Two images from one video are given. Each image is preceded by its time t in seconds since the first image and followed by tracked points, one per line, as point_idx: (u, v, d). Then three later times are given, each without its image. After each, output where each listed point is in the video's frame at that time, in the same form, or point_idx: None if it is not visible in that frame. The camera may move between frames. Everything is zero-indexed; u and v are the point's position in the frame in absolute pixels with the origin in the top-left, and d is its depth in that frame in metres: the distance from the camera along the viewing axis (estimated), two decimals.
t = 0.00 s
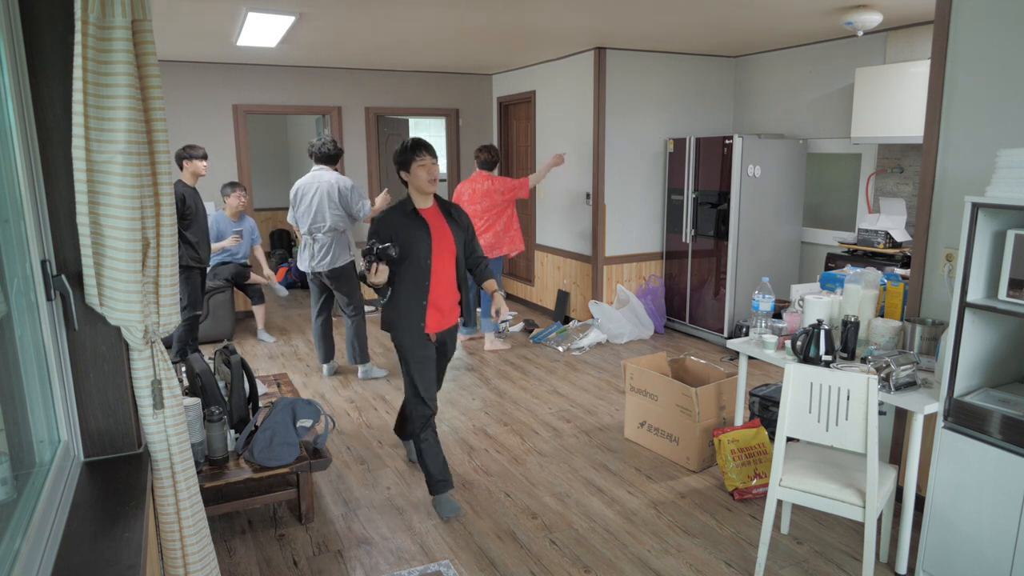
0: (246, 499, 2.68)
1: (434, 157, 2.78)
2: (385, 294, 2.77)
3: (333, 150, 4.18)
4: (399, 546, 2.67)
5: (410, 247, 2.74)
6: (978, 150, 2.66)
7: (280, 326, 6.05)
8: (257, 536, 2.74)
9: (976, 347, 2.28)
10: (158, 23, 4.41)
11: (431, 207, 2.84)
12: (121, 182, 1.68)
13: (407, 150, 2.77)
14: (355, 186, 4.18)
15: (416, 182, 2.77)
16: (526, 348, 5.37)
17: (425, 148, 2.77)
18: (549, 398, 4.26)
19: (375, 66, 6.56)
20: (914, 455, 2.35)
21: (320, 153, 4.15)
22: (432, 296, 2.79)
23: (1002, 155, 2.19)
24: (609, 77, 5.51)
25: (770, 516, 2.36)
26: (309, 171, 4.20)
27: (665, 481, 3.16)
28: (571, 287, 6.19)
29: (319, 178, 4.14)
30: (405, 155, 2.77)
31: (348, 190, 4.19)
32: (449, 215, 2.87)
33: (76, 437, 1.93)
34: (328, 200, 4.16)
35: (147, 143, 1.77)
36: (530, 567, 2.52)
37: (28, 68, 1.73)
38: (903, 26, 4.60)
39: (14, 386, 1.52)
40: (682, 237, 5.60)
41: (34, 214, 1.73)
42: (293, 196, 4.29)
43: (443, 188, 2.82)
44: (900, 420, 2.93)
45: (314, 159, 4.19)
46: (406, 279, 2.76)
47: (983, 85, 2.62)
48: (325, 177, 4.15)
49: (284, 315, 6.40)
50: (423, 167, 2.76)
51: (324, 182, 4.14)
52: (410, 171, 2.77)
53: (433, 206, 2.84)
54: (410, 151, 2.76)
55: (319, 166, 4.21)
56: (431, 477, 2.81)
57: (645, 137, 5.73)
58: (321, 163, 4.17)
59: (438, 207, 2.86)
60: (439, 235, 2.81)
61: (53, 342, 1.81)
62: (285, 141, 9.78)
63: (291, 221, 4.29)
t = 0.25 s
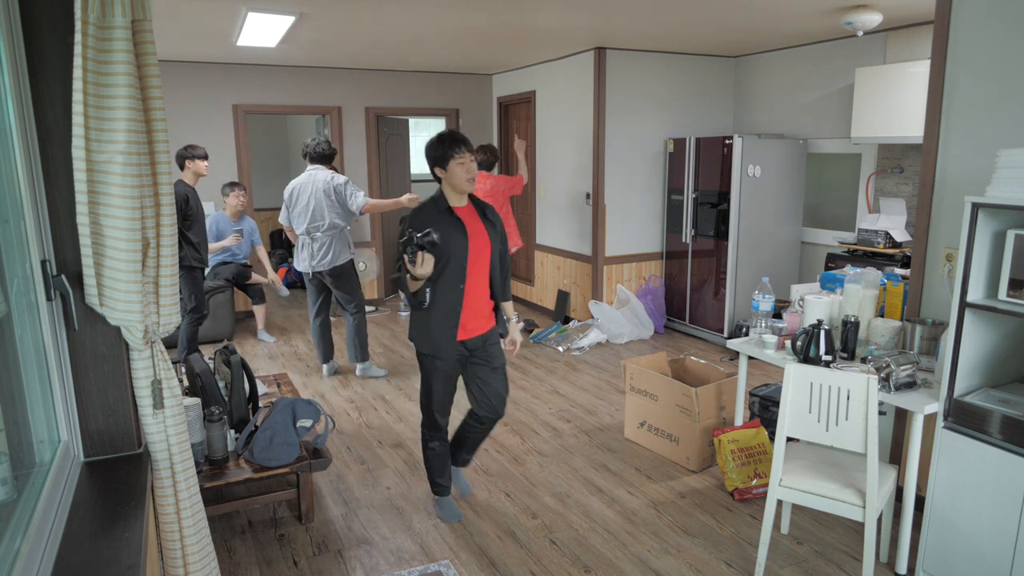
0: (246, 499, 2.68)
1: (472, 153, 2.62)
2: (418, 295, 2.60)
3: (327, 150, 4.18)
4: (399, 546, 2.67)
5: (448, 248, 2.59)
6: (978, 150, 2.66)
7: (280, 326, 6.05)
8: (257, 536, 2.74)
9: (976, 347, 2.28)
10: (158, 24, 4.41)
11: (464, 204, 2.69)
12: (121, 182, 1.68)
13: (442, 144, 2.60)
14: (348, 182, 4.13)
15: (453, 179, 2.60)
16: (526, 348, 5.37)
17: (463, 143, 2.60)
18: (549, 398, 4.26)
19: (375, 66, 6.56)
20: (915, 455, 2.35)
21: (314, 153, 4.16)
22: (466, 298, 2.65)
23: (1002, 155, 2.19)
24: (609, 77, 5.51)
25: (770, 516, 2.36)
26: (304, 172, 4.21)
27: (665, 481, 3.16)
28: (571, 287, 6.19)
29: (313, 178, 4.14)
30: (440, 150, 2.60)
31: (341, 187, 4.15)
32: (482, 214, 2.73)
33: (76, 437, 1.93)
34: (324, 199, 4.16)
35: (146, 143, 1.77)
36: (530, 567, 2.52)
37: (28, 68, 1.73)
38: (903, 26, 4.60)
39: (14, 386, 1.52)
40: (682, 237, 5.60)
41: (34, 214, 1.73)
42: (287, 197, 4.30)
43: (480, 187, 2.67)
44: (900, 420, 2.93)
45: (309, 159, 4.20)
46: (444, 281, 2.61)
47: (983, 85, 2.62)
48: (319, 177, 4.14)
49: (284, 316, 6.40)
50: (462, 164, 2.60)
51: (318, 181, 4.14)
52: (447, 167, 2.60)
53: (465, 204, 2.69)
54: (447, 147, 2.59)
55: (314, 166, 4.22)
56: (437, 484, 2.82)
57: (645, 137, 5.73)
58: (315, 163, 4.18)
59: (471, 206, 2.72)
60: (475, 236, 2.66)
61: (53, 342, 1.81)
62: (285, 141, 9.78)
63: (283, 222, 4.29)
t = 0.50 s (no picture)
0: (246, 499, 2.68)
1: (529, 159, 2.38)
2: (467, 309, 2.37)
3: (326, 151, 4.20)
4: (399, 545, 2.67)
5: (504, 260, 2.33)
6: (978, 150, 2.66)
7: (280, 326, 6.05)
8: (257, 536, 2.74)
9: (976, 347, 2.28)
10: (158, 24, 4.41)
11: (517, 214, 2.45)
12: (121, 182, 1.68)
13: (495, 149, 2.36)
14: (347, 179, 4.14)
15: (509, 187, 2.36)
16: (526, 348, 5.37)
17: (517, 148, 2.37)
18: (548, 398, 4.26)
19: (375, 66, 6.56)
20: (915, 455, 2.35)
21: (314, 153, 4.18)
22: (517, 316, 2.40)
23: (1002, 155, 2.19)
24: (609, 77, 5.51)
25: (770, 516, 2.36)
26: (304, 172, 4.22)
27: (665, 481, 3.16)
28: (571, 288, 6.19)
29: (313, 177, 4.16)
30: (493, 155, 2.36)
31: (340, 186, 4.15)
32: (536, 227, 2.49)
33: (76, 437, 1.93)
34: (324, 199, 4.16)
35: (146, 143, 1.77)
36: (530, 567, 2.52)
37: (28, 68, 1.73)
38: (903, 26, 4.60)
39: (14, 386, 1.52)
40: (682, 237, 5.60)
41: (34, 214, 1.73)
42: (287, 198, 4.30)
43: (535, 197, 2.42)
44: (900, 420, 2.93)
45: (308, 159, 4.22)
46: (495, 297, 2.36)
47: (983, 85, 2.62)
48: (319, 176, 4.16)
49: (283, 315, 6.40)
50: (519, 171, 2.35)
51: (318, 180, 4.15)
52: (503, 174, 2.36)
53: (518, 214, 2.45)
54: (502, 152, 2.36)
55: (313, 166, 4.23)
56: (556, 519, 2.55)
57: (645, 137, 5.73)
58: (315, 163, 4.21)
59: (524, 216, 2.48)
60: (532, 249, 2.41)
61: (53, 342, 1.81)
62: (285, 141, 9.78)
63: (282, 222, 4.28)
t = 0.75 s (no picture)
0: (246, 499, 2.68)
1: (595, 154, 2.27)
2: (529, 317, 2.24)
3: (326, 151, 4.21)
4: (399, 545, 2.67)
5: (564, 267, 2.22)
6: (978, 150, 2.66)
7: (280, 326, 6.05)
8: (257, 536, 2.74)
9: (976, 347, 2.28)
10: (158, 24, 4.41)
11: (583, 213, 2.35)
12: (121, 182, 1.68)
13: (559, 145, 2.25)
14: (349, 180, 4.14)
15: (577, 183, 2.26)
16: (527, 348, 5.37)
17: (583, 142, 2.26)
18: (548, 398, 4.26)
19: (375, 66, 6.56)
20: (915, 455, 2.35)
21: (316, 153, 4.17)
22: (581, 322, 2.28)
23: (1002, 155, 2.19)
24: (609, 77, 5.51)
25: (770, 516, 2.36)
26: (305, 172, 4.19)
27: (665, 481, 3.16)
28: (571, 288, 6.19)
29: (314, 178, 4.14)
30: (557, 150, 2.25)
31: (342, 186, 4.15)
32: (604, 227, 2.37)
33: (76, 437, 1.93)
34: (325, 199, 4.16)
35: (147, 143, 1.77)
36: (530, 567, 2.52)
37: (28, 68, 1.73)
38: (903, 26, 4.60)
39: (14, 386, 1.52)
40: (682, 237, 5.60)
41: (34, 214, 1.73)
42: (287, 197, 4.27)
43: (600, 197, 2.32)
44: (900, 420, 2.93)
45: (309, 159, 4.20)
46: (559, 301, 2.25)
47: (983, 84, 2.62)
48: (320, 176, 4.15)
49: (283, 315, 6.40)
50: (586, 165, 2.25)
51: (320, 181, 4.14)
52: (570, 169, 2.25)
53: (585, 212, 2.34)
54: (566, 148, 2.24)
55: (314, 166, 4.21)
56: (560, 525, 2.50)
57: (646, 137, 5.73)
58: (316, 163, 4.19)
59: (590, 215, 2.37)
60: (599, 252, 2.28)
61: (53, 342, 1.81)
62: (285, 141, 9.78)
63: (284, 222, 4.26)
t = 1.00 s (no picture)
0: (246, 499, 2.68)
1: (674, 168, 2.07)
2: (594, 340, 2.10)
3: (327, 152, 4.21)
4: (399, 545, 2.67)
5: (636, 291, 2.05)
6: (978, 150, 2.66)
7: (280, 326, 6.05)
8: (257, 536, 2.74)
9: (976, 347, 2.28)
10: (158, 24, 4.41)
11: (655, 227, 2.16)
12: (121, 182, 1.68)
13: (635, 154, 2.04)
14: (351, 180, 4.15)
15: (651, 200, 2.06)
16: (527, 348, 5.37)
17: (660, 152, 2.05)
18: (548, 398, 4.26)
19: (375, 66, 6.56)
20: (915, 455, 2.35)
21: (316, 153, 4.17)
22: (654, 346, 2.10)
23: (1002, 155, 2.19)
24: (609, 77, 5.51)
25: (770, 516, 2.35)
26: (304, 172, 4.19)
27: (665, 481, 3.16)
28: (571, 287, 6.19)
29: (315, 178, 4.14)
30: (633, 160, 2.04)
31: (343, 186, 4.16)
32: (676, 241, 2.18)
33: (76, 437, 1.93)
34: (326, 198, 4.16)
35: (146, 143, 1.77)
36: (530, 567, 2.52)
37: (28, 68, 1.73)
38: (903, 26, 4.60)
39: (14, 386, 1.52)
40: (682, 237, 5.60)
41: (34, 214, 1.73)
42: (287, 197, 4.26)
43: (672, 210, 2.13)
44: (900, 420, 2.93)
45: (309, 159, 4.20)
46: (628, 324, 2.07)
47: (983, 84, 2.62)
48: (322, 176, 4.15)
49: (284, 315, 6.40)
50: (664, 178, 2.05)
51: (322, 180, 4.14)
52: (647, 184, 2.04)
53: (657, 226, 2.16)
54: (642, 160, 2.03)
55: (313, 166, 4.21)
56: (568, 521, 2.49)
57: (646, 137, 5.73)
58: (317, 163, 4.20)
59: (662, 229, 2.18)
60: (672, 272, 2.11)
61: (53, 342, 1.81)
62: (286, 140, 9.78)
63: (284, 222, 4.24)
